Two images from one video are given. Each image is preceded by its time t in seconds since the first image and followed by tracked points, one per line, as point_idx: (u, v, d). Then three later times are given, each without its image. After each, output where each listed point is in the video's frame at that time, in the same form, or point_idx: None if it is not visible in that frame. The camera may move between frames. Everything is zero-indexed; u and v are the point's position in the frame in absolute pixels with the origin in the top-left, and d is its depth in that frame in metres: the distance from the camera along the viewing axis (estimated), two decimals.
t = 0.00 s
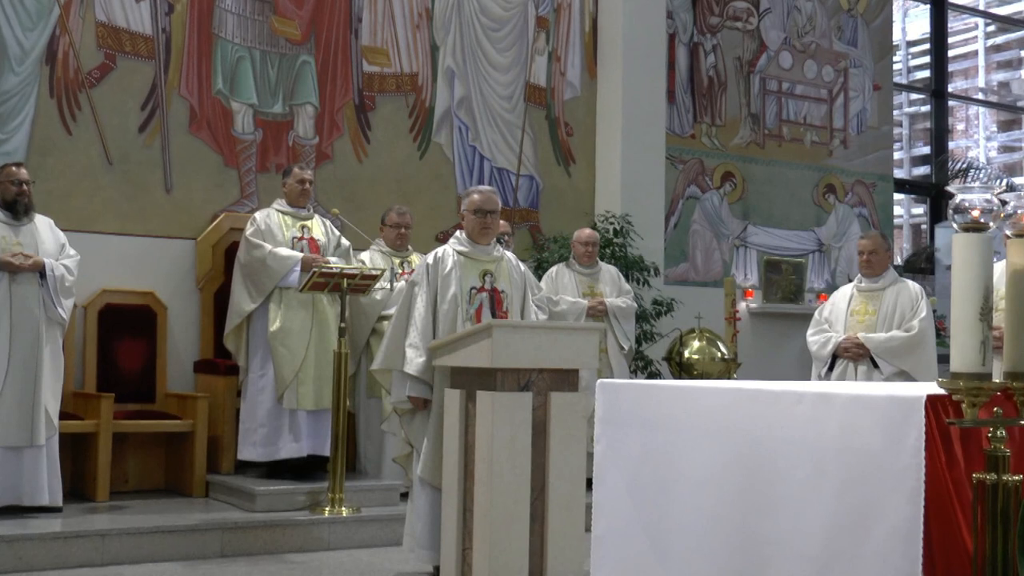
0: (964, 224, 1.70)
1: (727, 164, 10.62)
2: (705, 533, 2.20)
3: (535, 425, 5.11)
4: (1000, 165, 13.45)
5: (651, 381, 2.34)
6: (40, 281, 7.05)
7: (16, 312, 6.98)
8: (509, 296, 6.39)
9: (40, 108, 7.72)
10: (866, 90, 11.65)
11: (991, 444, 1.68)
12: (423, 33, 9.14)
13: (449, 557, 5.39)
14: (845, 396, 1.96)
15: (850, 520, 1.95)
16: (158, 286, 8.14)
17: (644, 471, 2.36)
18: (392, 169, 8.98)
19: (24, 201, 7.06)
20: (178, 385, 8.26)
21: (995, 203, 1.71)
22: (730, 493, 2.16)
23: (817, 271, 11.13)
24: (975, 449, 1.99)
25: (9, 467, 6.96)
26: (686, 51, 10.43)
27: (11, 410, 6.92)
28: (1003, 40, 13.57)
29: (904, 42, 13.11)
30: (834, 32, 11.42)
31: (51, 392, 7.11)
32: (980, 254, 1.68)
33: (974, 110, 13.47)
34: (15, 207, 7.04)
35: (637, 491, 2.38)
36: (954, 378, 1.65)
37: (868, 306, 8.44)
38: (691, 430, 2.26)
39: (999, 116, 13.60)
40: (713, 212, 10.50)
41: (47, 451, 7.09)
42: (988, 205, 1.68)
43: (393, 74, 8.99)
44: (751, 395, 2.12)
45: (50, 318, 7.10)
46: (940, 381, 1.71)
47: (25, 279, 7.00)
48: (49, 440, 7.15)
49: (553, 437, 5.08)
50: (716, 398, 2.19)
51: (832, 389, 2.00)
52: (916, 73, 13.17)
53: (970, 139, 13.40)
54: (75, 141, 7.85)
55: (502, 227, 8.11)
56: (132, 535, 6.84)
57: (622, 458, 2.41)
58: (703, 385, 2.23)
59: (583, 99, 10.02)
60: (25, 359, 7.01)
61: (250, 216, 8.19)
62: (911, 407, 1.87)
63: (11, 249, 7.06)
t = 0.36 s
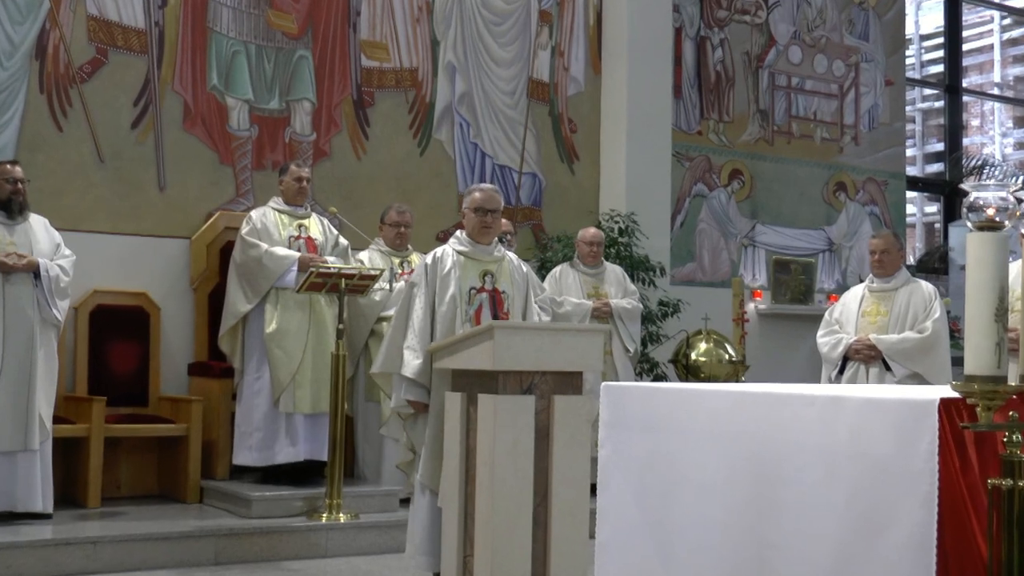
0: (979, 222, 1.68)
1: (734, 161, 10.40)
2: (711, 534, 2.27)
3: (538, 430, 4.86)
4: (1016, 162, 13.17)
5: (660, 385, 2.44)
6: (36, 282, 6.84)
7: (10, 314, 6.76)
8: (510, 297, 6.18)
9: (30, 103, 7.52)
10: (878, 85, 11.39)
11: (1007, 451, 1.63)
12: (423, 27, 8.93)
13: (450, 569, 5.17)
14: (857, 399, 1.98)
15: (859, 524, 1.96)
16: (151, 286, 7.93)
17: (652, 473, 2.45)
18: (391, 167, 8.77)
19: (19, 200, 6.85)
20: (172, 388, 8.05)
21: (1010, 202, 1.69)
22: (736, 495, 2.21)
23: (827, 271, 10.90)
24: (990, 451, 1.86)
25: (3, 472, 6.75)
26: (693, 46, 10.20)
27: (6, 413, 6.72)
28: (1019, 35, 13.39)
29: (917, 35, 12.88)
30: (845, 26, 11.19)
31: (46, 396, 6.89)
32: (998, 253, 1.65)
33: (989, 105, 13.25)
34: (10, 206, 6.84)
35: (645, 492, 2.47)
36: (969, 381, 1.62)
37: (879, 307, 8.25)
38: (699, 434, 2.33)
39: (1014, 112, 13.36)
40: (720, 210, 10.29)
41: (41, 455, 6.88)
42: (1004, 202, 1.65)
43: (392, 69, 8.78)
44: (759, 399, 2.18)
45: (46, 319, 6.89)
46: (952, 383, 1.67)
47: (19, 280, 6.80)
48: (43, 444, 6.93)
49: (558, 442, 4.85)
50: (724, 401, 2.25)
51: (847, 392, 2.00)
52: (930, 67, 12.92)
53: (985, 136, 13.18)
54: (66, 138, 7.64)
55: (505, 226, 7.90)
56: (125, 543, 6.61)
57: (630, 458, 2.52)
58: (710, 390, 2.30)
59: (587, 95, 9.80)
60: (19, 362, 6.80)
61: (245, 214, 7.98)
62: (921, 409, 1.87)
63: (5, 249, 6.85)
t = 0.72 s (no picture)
0: (994, 221, 1.66)
1: (742, 158, 10.19)
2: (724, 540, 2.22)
3: (542, 435, 4.66)
4: None
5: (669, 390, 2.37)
6: (30, 282, 6.59)
7: (4, 316, 6.50)
8: (508, 297, 5.98)
9: (19, 99, 7.31)
10: (890, 80, 11.16)
11: None
12: (422, 20, 8.72)
13: None
14: (870, 404, 1.93)
15: (876, 531, 1.92)
16: (143, 286, 7.72)
17: (661, 478, 2.38)
18: (388, 165, 8.56)
19: (15, 198, 6.60)
20: (165, 391, 7.83)
21: None
22: (748, 501, 2.16)
23: (838, 271, 10.67)
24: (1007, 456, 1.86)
25: None
26: (700, 39, 9.98)
27: None
28: None
29: (931, 29, 12.65)
30: (856, 19, 10.96)
31: (40, 398, 6.64)
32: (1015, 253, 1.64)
33: (1005, 100, 13.03)
34: (6, 205, 6.59)
35: (652, 499, 2.41)
36: (985, 383, 1.60)
37: (891, 308, 8.03)
38: (709, 438, 2.26)
39: None
40: (728, 209, 10.07)
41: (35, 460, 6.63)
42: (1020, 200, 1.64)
43: (391, 64, 8.57)
44: (769, 406, 2.12)
45: (40, 321, 6.64)
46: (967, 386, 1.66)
47: (13, 280, 6.54)
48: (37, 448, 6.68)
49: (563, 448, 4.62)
50: (734, 406, 2.19)
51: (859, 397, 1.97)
52: (944, 61, 12.72)
53: (1000, 132, 12.97)
54: (56, 135, 7.43)
55: (506, 224, 7.68)
56: (117, 550, 6.39)
57: (636, 464, 2.45)
58: (720, 394, 2.24)
59: (591, 90, 9.58)
60: (12, 366, 6.53)
61: (240, 213, 7.76)
62: (935, 415, 1.84)
63: None
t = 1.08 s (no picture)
0: (1011, 221, 1.56)
1: (751, 156, 9.98)
2: (730, 547, 2.07)
3: (545, 441, 4.44)
4: None
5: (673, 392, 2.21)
6: (21, 283, 6.37)
7: None
8: (508, 298, 5.78)
9: (8, 95, 7.11)
10: (903, 75, 10.92)
11: None
12: (422, 15, 8.51)
13: None
14: (881, 409, 1.79)
15: (892, 540, 1.78)
16: (136, 288, 7.52)
17: (667, 483, 2.22)
18: (387, 163, 8.36)
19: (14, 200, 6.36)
20: (157, 395, 7.63)
21: None
22: (754, 509, 2.02)
23: (849, 272, 10.46)
24: None
25: None
26: (708, 34, 9.77)
27: None
28: None
29: (944, 22, 12.50)
30: (868, 13, 10.74)
31: (34, 404, 6.42)
32: None
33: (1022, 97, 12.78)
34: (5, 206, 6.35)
35: (657, 505, 2.25)
36: (1001, 388, 1.51)
37: (904, 310, 7.82)
38: (716, 443, 2.11)
39: None
40: (737, 207, 9.87)
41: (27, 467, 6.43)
42: None
43: (390, 59, 8.37)
44: (777, 409, 1.97)
45: (32, 324, 6.41)
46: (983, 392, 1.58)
47: (4, 281, 6.32)
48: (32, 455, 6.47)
49: (567, 455, 4.41)
50: (740, 409, 2.04)
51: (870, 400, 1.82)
52: (959, 56, 12.50)
53: (1018, 128, 12.65)
54: (46, 133, 7.23)
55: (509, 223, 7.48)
56: (108, 559, 6.18)
57: (639, 467, 2.28)
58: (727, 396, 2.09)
59: (596, 86, 9.37)
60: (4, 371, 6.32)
61: (236, 213, 7.56)
62: (949, 419, 1.71)
63: None
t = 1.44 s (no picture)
0: None
1: (759, 153, 9.77)
2: (739, 541, 2.32)
3: (548, 446, 4.22)
4: None
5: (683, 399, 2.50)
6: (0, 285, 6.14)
7: None
8: (510, 299, 5.58)
9: None
10: (916, 70, 10.70)
11: None
12: (421, 8, 8.30)
13: None
14: (893, 414, 2.02)
15: (900, 538, 2.00)
16: (127, 288, 7.31)
17: (676, 483, 2.50)
18: (385, 161, 8.16)
19: None
20: (149, 399, 7.42)
21: None
22: (763, 508, 2.28)
23: (860, 272, 10.24)
24: None
25: None
26: (714, 28, 9.57)
27: None
28: None
29: (958, 16, 12.27)
30: (879, 6, 10.54)
31: (14, 409, 6.18)
32: None
33: None
34: None
35: (666, 505, 2.52)
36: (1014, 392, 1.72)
37: (916, 311, 7.60)
38: (725, 446, 2.38)
39: None
40: (744, 206, 9.66)
41: (9, 474, 6.20)
42: None
43: (388, 54, 8.17)
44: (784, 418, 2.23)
45: (11, 328, 6.19)
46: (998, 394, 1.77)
47: None
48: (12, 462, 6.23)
49: (570, 462, 4.18)
50: (750, 417, 2.30)
51: (882, 405, 2.05)
52: (973, 51, 12.30)
53: None
54: (35, 129, 7.02)
55: (510, 222, 7.26)
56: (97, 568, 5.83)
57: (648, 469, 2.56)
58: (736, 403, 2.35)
59: (600, 81, 9.17)
60: None
61: (230, 212, 7.37)
62: (960, 425, 1.92)
63: None
